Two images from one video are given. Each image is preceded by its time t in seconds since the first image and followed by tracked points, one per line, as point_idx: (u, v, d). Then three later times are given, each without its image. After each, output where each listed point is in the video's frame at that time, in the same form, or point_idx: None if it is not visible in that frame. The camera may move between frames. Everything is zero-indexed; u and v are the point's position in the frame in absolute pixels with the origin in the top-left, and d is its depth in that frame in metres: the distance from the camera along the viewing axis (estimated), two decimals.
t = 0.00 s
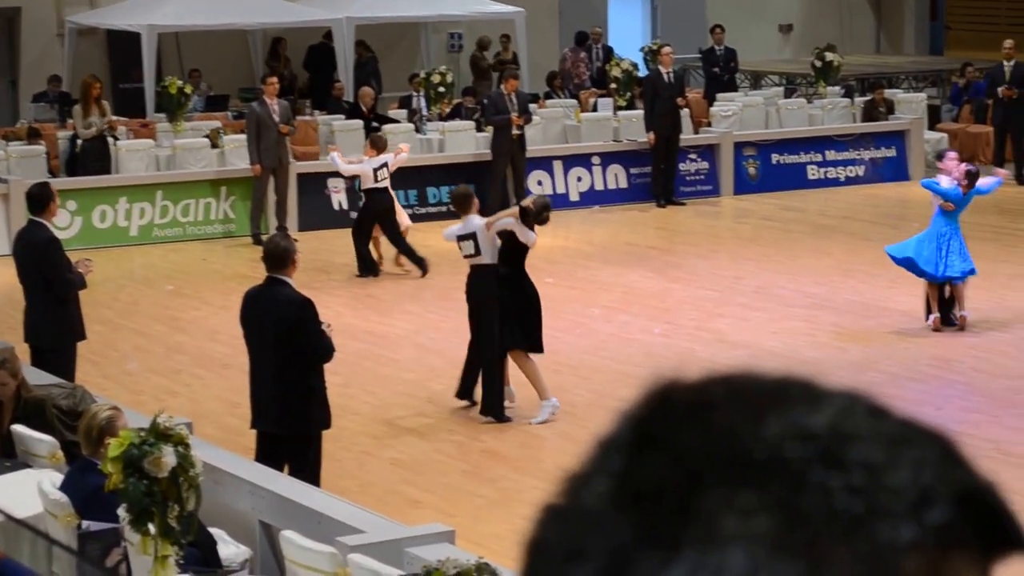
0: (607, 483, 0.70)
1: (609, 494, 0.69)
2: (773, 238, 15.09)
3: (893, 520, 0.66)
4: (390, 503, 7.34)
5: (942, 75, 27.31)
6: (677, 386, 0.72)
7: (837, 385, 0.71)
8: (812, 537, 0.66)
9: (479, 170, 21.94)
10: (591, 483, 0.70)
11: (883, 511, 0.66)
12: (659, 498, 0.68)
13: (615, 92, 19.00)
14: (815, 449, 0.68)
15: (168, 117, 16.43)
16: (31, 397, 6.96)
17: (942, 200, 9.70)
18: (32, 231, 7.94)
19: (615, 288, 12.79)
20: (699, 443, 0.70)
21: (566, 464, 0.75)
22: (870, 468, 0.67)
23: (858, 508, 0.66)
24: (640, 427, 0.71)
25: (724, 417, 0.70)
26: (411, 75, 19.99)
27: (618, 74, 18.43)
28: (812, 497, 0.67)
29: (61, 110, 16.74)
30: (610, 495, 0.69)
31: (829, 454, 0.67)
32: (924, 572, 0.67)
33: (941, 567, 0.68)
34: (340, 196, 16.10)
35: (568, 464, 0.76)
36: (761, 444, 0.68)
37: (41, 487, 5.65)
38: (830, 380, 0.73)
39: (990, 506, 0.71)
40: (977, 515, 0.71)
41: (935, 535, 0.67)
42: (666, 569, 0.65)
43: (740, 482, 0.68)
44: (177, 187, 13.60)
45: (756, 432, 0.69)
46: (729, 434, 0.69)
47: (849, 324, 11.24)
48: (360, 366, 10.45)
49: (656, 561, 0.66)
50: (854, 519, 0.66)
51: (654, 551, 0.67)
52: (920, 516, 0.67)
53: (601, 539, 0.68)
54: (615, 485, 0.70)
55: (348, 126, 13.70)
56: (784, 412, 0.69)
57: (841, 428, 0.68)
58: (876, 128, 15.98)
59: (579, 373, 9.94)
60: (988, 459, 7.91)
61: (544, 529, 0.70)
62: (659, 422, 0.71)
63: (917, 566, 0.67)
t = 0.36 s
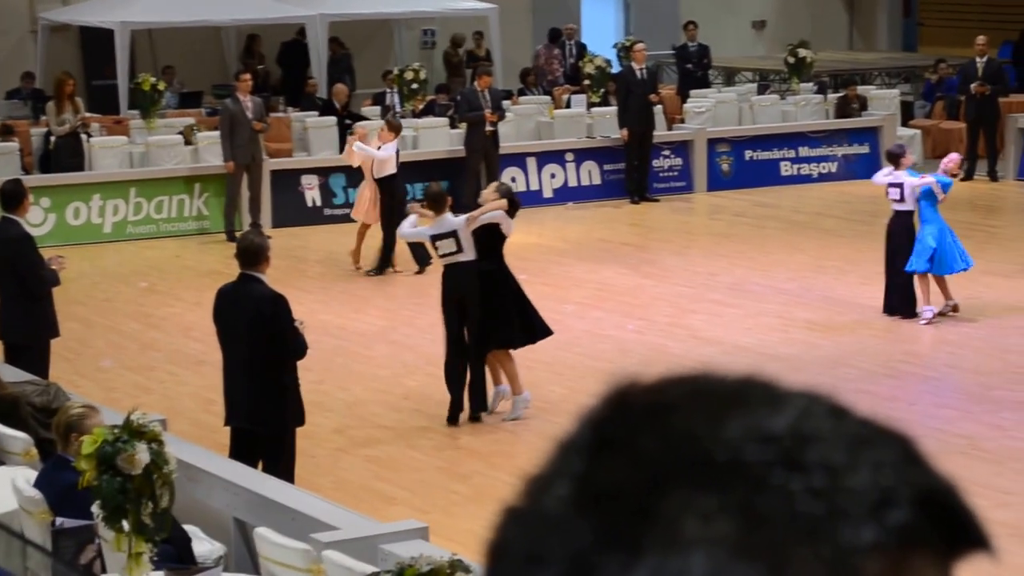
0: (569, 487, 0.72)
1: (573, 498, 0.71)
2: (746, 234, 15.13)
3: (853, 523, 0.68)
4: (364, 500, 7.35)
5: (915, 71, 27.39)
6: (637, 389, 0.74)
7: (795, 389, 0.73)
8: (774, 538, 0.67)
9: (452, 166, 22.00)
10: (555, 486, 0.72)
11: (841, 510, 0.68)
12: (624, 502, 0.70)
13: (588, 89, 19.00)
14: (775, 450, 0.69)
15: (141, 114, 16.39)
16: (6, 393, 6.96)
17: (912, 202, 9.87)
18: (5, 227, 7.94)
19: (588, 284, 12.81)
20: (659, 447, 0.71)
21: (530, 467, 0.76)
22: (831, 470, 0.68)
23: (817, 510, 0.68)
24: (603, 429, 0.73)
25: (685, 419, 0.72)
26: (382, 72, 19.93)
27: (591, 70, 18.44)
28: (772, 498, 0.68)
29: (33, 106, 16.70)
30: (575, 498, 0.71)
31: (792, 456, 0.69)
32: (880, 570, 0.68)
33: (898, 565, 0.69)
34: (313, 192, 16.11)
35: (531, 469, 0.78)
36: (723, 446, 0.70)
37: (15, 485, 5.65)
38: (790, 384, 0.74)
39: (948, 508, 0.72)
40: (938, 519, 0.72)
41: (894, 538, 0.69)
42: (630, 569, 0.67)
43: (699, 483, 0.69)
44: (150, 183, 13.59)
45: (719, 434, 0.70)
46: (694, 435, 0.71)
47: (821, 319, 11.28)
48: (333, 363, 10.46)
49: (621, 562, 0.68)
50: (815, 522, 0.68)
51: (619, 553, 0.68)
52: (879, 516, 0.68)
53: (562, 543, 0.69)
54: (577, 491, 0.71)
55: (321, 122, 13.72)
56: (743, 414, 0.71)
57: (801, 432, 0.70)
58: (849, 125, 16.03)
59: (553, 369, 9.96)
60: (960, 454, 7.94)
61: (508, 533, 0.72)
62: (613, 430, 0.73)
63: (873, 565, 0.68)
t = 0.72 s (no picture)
0: (545, 486, 0.69)
1: (546, 498, 0.69)
2: (726, 230, 15.14)
3: (834, 521, 0.65)
4: (345, 497, 7.35)
5: (894, 66, 27.49)
6: (608, 386, 0.72)
7: (774, 383, 0.70)
8: (751, 542, 0.65)
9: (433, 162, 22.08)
10: (531, 486, 0.70)
11: (823, 509, 0.65)
12: (600, 502, 0.68)
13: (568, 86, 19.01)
14: (750, 451, 0.67)
15: (121, 111, 16.37)
16: None
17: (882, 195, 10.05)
18: None
19: (568, 280, 12.82)
20: (634, 447, 0.69)
21: (506, 464, 0.74)
22: (809, 469, 0.66)
23: (796, 511, 0.66)
24: (576, 427, 0.71)
25: (662, 418, 0.69)
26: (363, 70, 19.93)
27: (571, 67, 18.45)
28: (755, 495, 0.66)
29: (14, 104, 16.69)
30: (548, 497, 0.69)
31: (768, 455, 0.67)
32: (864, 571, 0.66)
33: (885, 564, 0.67)
34: (294, 189, 16.10)
35: (507, 466, 0.75)
36: (699, 445, 0.68)
37: None
38: (767, 378, 0.72)
39: (926, 501, 0.70)
40: (919, 517, 0.70)
41: (877, 533, 0.67)
42: (604, 571, 0.65)
43: (680, 483, 0.67)
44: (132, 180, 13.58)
45: (693, 432, 0.68)
46: (672, 436, 0.69)
47: (801, 316, 11.30)
48: (314, 359, 10.46)
49: (598, 562, 0.66)
50: (791, 522, 0.65)
51: (598, 556, 0.66)
52: (861, 515, 0.66)
53: (538, 542, 0.67)
54: (550, 491, 0.69)
55: (300, 118, 13.72)
56: (721, 410, 0.69)
57: (781, 428, 0.67)
58: (828, 122, 16.06)
59: (534, 365, 9.97)
60: (939, 450, 7.96)
61: (481, 532, 0.70)
62: (589, 426, 0.71)
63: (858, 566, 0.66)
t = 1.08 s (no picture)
0: (545, 479, 0.72)
1: (549, 493, 0.71)
2: (712, 227, 15.15)
3: (832, 519, 0.68)
4: (332, 493, 7.36)
5: (879, 62, 27.47)
6: (613, 383, 0.74)
7: (770, 381, 0.73)
8: (751, 543, 0.67)
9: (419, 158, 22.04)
10: (530, 481, 0.72)
11: (820, 509, 0.68)
12: (604, 501, 0.70)
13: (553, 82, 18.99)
14: (753, 447, 0.69)
15: (106, 107, 16.34)
16: None
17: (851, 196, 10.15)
18: None
19: (554, 277, 12.83)
20: (636, 440, 0.71)
21: (506, 456, 0.76)
22: (809, 468, 0.68)
23: (796, 506, 0.68)
24: (576, 422, 0.73)
25: (657, 414, 0.71)
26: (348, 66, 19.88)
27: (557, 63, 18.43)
28: (752, 493, 0.68)
29: None
30: (552, 493, 0.71)
31: (765, 453, 0.69)
32: None
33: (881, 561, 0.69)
34: (279, 185, 16.08)
35: (507, 457, 0.77)
36: (701, 441, 0.70)
37: None
38: (766, 375, 0.74)
39: (928, 500, 0.72)
40: (914, 510, 0.72)
41: (871, 532, 0.69)
42: (606, 568, 0.67)
43: (679, 482, 0.69)
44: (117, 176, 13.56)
45: (697, 428, 0.70)
46: (670, 434, 0.71)
47: (786, 311, 11.32)
48: (299, 356, 10.46)
49: (602, 557, 0.68)
50: (791, 518, 0.68)
51: (601, 551, 0.68)
52: (858, 513, 0.68)
53: (542, 540, 0.69)
54: (555, 488, 0.71)
55: (285, 114, 13.71)
56: (719, 409, 0.71)
57: (778, 429, 0.70)
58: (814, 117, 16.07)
59: (519, 361, 9.98)
60: (925, 446, 7.97)
61: (480, 528, 0.72)
62: (589, 423, 0.73)
63: (853, 566, 0.68)
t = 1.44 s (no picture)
0: (530, 472, 0.71)
1: (536, 484, 0.70)
2: (699, 223, 15.15)
3: (817, 512, 0.68)
4: (319, 488, 7.36)
5: (867, 58, 27.46)
6: (596, 374, 0.73)
7: (755, 374, 0.72)
8: (736, 540, 0.67)
9: (405, 155, 22.07)
10: (513, 474, 0.72)
11: (806, 500, 0.68)
12: (591, 492, 0.69)
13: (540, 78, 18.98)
14: (737, 441, 0.69)
15: (92, 104, 16.32)
16: None
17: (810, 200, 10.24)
18: None
19: (541, 273, 12.83)
20: (621, 431, 0.71)
21: (489, 449, 0.76)
22: (794, 460, 0.68)
23: (781, 499, 0.67)
24: (560, 416, 0.73)
25: (640, 406, 0.71)
26: (335, 62, 19.85)
27: (543, 59, 18.41)
28: (737, 486, 0.68)
29: None
30: (535, 487, 0.70)
31: (751, 446, 0.69)
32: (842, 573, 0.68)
33: (862, 555, 0.69)
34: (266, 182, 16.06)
35: (489, 454, 0.77)
36: (686, 432, 0.70)
37: None
38: (750, 367, 0.74)
39: (912, 494, 0.72)
40: (899, 503, 0.72)
41: (858, 523, 0.69)
42: (588, 565, 0.67)
43: (664, 473, 0.69)
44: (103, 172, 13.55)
45: (679, 422, 0.70)
46: (653, 425, 0.70)
47: (773, 306, 11.32)
48: (286, 352, 10.46)
49: (588, 549, 0.68)
50: (777, 510, 0.67)
51: (585, 545, 0.68)
52: (843, 504, 0.68)
53: (525, 532, 0.69)
54: (540, 480, 0.71)
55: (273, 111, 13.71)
56: (703, 402, 0.70)
57: (763, 422, 0.69)
58: (800, 113, 16.08)
59: (506, 356, 9.98)
60: (912, 441, 7.97)
61: (466, 522, 0.72)
62: (572, 413, 0.73)
63: (838, 559, 0.68)
